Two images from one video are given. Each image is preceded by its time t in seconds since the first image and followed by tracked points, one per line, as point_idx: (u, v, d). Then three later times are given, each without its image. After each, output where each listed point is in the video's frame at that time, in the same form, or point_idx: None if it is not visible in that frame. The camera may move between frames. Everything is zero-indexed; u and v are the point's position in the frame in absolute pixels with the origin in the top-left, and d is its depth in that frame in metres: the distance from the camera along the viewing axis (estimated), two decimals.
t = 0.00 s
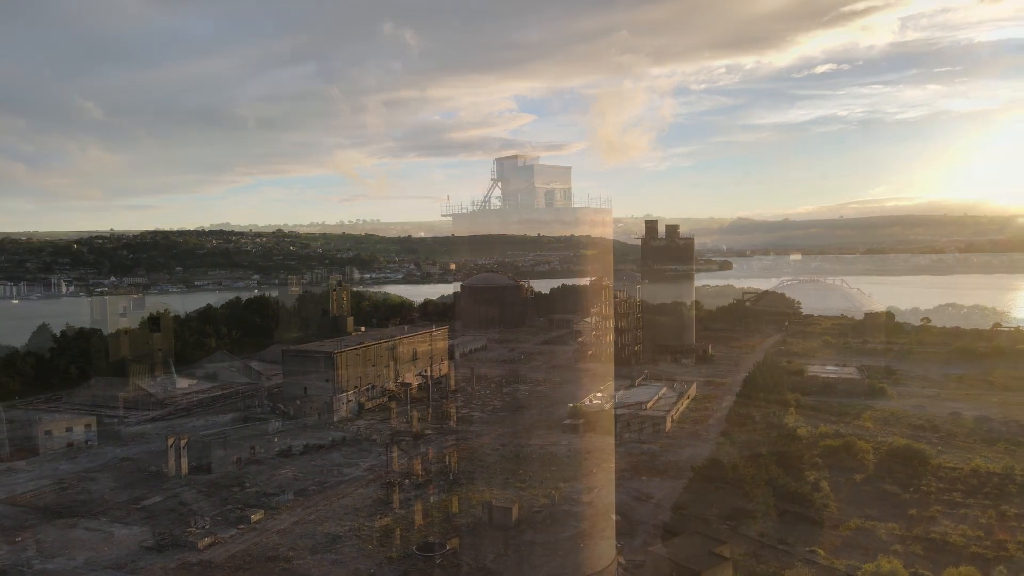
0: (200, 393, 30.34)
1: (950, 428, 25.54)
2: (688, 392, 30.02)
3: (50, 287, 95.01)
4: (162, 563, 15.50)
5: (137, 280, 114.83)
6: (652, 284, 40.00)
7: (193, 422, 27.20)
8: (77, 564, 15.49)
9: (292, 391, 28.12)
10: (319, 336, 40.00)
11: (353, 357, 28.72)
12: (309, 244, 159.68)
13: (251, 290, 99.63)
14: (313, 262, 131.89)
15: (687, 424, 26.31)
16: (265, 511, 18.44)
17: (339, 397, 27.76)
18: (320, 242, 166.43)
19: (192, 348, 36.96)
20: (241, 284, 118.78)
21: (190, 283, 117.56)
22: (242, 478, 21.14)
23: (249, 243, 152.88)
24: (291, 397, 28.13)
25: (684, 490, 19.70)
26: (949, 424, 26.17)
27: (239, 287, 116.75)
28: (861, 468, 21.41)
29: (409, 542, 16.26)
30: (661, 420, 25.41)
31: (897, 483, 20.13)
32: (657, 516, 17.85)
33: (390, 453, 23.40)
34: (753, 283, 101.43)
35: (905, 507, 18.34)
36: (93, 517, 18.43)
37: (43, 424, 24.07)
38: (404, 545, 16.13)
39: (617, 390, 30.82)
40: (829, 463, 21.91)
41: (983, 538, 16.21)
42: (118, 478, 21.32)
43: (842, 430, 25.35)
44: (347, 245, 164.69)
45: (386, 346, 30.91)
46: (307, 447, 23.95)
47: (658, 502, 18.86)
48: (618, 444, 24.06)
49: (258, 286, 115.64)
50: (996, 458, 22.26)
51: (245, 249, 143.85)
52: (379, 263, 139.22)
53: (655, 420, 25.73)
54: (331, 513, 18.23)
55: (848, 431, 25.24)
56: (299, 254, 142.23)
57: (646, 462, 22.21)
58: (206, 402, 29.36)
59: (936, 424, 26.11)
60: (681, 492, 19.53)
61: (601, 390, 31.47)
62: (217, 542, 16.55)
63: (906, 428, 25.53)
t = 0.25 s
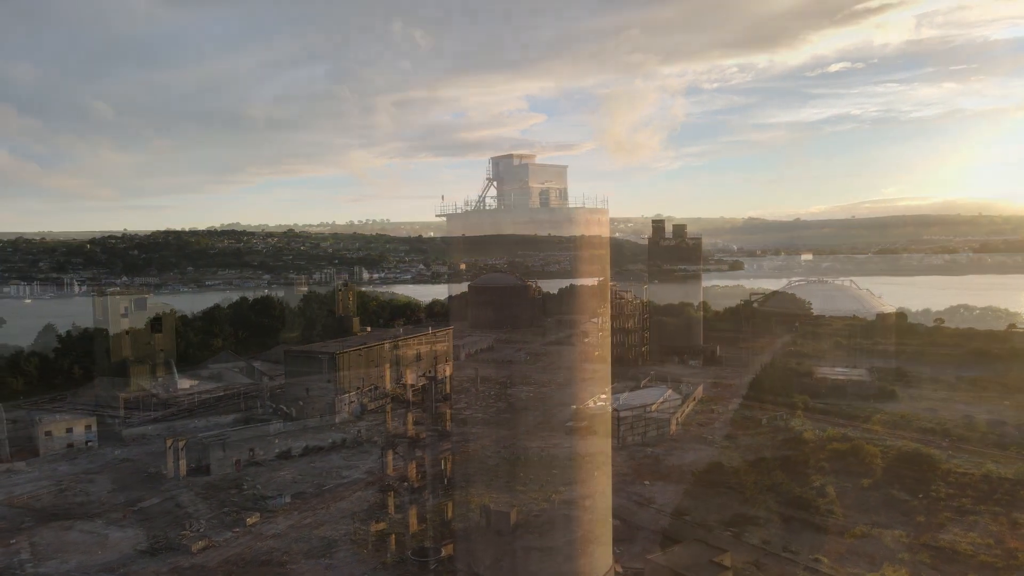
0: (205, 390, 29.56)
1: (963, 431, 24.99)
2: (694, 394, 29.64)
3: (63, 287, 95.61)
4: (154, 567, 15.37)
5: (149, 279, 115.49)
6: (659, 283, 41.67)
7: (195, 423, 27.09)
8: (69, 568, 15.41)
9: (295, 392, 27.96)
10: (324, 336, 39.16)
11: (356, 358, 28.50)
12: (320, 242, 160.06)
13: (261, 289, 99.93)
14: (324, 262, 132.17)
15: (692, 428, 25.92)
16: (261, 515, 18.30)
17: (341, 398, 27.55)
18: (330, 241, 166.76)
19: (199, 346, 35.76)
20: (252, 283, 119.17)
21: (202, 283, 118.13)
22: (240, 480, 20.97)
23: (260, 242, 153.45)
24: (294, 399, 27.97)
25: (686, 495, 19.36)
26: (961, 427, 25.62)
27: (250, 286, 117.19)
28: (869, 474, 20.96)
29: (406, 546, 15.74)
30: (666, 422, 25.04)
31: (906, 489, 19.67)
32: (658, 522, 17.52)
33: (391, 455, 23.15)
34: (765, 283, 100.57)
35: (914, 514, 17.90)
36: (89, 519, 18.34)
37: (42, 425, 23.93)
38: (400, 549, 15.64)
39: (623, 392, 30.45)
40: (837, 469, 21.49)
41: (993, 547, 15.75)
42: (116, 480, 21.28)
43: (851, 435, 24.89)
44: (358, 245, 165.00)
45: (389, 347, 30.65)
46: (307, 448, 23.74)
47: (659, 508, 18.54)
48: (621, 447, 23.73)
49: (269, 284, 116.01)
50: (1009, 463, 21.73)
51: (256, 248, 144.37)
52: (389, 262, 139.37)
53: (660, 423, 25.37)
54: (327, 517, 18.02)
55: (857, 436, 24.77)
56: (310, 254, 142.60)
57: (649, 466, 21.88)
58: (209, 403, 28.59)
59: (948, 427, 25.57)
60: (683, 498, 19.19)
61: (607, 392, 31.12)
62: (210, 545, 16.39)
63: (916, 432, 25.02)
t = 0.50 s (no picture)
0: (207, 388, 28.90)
1: (973, 433, 24.49)
2: (699, 396, 29.28)
3: (74, 287, 96.13)
4: (147, 572, 15.24)
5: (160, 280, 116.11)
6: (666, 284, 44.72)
7: (196, 425, 26.96)
8: (61, 573, 15.29)
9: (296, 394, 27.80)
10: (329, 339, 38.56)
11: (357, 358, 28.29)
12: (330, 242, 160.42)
13: (270, 289, 100.19)
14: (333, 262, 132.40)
15: (696, 431, 25.57)
16: (257, 519, 18.16)
17: (343, 399, 27.36)
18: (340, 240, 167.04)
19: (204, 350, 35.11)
20: (261, 283, 119.52)
21: (212, 283, 118.59)
22: (238, 483, 20.79)
23: (271, 242, 153.94)
24: (295, 400, 27.82)
25: (687, 502, 19.04)
26: (972, 429, 25.12)
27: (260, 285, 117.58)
28: (876, 480, 20.54)
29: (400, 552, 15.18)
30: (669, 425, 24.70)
31: (913, 495, 19.25)
32: (659, 529, 17.21)
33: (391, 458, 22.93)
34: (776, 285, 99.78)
35: (921, 521, 17.48)
36: (85, 522, 18.22)
37: (43, 427, 23.81)
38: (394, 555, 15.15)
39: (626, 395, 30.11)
40: (843, 475, 21.09)
41: (1002, 555, 15.32)
42: (114, 482, 21.20)
43: (859, 439, 24.46)
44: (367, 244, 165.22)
45: (392, 348, 30.43)
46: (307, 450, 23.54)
47: (660, 515, 18.24)
48: (624, 450, 23.41)
49: (278, 284, 116.36)
50: (1020, 468, 21.24)
51: (266, 249, 144.82)
52: (398, 262, 139.45)
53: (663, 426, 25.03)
54: (323, 521, 17.82)
55: (864, 441, 24.32)
56: (319, 254, 142.88)
57: (651, 471, 21.56)
58: (209, 406, 28.03)
59: (959, 429, 25.07)
60: (684, 504, 18.87)
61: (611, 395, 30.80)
62: (203, 550, 16.23)
63: (925, 437, 24.52)
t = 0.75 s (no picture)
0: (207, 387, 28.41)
1: (983, 436, 24.03)
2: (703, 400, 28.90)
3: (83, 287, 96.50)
4: None
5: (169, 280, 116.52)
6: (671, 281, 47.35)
7: (197, 427, 26.81)
8: None
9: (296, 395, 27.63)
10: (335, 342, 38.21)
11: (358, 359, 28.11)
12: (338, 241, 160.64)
13: (278, 289, 100.34)
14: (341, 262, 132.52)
15: (700, 434, 25.21)
16: (252, 525, 17.96)
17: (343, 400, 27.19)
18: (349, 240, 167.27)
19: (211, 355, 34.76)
20: (270, 281, 119.76)
21: (220, 283, 118.90)
22: (235, 486, 20.62)
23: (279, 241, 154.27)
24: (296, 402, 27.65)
25: (689, 508, 18.71)
26: (981, 432, 24.67)
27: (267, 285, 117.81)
28: (883, 485, 20.12)
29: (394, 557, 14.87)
30: (673, 428, 24.33)
31: (921, 501, 18.84)
32: (658, 536, 16.89)
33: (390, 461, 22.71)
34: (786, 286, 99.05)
35: (929, 527, 17.08)
36: (80, 525, 18.09)
37: (43, 428, 23.69)
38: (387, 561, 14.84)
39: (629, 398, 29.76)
40: (849, 480, 20.70)
41: (1012, 564, 14.91)
42: (111, 484, 21.05)
43: (866, 443, 24.03)
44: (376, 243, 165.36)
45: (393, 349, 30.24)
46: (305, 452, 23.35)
47: (660, 521, 17.92)
48: (626, 454, 23.07)
49: (286, 284, 116.56)
50: None
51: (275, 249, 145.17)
52: (407, 261, 139.43)
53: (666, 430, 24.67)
54: (318, 526, 17.60)
55: (872, 445, 23.87)
56: (328, 253, 143.09)
57: (653, 476, 21.24)
58: (208, 408, 27.63)
59: (968, 432, 24.63)
60: (685, 510, 18.54)
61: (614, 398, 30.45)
62: (196, 556, 16.04)
63: (935, 441, 24.04)
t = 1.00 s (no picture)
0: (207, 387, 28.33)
1: (994, 441, 23.51)
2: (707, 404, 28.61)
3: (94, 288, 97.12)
4: None
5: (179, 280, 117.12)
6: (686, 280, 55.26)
7: (196, 428, 26.66)
8: None
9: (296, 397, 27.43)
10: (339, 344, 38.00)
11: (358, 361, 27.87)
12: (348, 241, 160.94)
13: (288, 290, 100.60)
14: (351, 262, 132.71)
15: (704, 438, 24.82)
16: (246, 529, 17.73)
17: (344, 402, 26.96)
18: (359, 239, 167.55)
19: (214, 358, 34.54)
20: (280, 281, 120.19)
21: (230, 284, 119.39)
22: (231, 489, 20.44)
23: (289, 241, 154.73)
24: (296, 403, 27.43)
25: (690, 514, 18.34)
26: (992, 437, 24.14)
27: (277, 285, 118.17)
28: (890, 491, 19.68)
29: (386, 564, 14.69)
30: (676, 431, 23.94)
31: (929, 508, 18.40)
32: (658, 543, 16.54)
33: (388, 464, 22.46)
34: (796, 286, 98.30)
35: (937, 536, 16.65)
36: (73, 529, 17.93)
37: (41, 429, 23.58)
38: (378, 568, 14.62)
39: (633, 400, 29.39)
40: (855, 486, 20.25)
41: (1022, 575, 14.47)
42: (108, 486, 20.92)
43: (874, 448, 23.55)
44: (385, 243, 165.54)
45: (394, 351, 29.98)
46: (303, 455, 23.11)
47: (660, 527, 17.55)
48: (628, 458, 22.70)
49: (296, 284, 116.87)
50: None
51: (285, 249, 145.57)
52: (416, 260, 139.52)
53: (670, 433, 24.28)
54: (312, 531, 17.38)
55: (879, 450, 23.41)
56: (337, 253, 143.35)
57: (655, 481, 20.88)
58: (208, 409, 27.54)
59: (978, 437, 24.11)
60: (686, 517, 18.18)
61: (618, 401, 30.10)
62: (188, 562, 15.83)
63: (944, 445, 23.56)
